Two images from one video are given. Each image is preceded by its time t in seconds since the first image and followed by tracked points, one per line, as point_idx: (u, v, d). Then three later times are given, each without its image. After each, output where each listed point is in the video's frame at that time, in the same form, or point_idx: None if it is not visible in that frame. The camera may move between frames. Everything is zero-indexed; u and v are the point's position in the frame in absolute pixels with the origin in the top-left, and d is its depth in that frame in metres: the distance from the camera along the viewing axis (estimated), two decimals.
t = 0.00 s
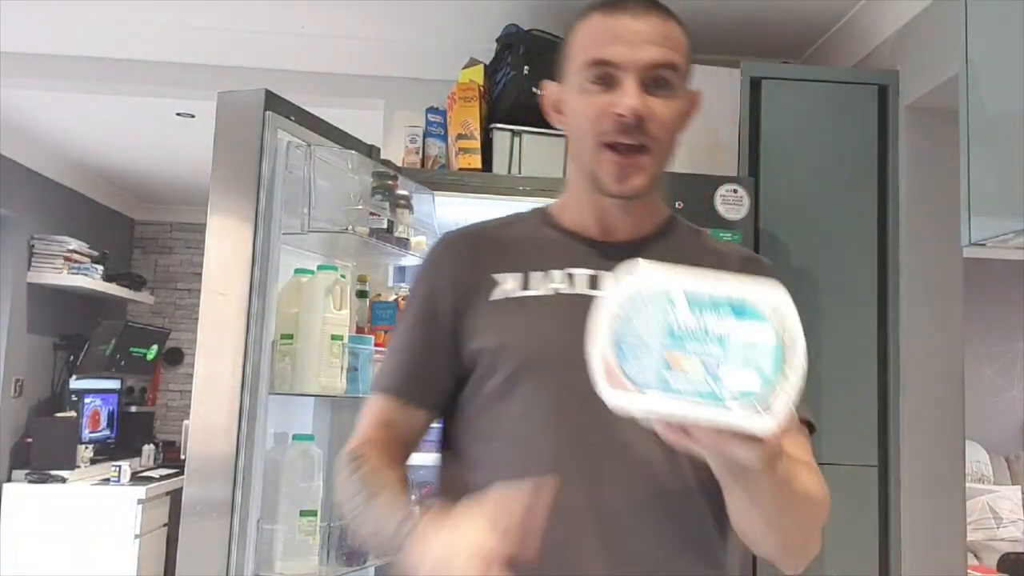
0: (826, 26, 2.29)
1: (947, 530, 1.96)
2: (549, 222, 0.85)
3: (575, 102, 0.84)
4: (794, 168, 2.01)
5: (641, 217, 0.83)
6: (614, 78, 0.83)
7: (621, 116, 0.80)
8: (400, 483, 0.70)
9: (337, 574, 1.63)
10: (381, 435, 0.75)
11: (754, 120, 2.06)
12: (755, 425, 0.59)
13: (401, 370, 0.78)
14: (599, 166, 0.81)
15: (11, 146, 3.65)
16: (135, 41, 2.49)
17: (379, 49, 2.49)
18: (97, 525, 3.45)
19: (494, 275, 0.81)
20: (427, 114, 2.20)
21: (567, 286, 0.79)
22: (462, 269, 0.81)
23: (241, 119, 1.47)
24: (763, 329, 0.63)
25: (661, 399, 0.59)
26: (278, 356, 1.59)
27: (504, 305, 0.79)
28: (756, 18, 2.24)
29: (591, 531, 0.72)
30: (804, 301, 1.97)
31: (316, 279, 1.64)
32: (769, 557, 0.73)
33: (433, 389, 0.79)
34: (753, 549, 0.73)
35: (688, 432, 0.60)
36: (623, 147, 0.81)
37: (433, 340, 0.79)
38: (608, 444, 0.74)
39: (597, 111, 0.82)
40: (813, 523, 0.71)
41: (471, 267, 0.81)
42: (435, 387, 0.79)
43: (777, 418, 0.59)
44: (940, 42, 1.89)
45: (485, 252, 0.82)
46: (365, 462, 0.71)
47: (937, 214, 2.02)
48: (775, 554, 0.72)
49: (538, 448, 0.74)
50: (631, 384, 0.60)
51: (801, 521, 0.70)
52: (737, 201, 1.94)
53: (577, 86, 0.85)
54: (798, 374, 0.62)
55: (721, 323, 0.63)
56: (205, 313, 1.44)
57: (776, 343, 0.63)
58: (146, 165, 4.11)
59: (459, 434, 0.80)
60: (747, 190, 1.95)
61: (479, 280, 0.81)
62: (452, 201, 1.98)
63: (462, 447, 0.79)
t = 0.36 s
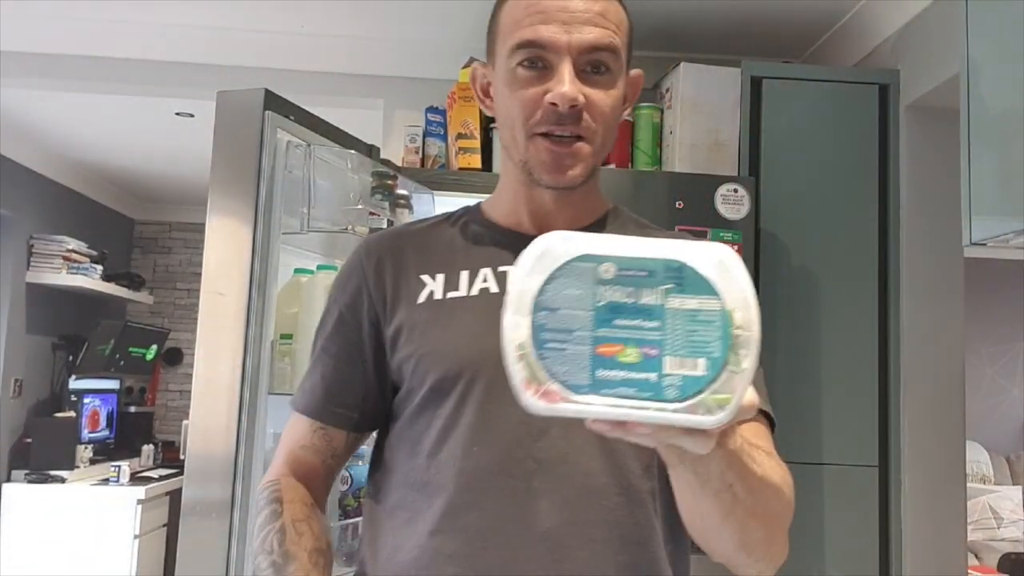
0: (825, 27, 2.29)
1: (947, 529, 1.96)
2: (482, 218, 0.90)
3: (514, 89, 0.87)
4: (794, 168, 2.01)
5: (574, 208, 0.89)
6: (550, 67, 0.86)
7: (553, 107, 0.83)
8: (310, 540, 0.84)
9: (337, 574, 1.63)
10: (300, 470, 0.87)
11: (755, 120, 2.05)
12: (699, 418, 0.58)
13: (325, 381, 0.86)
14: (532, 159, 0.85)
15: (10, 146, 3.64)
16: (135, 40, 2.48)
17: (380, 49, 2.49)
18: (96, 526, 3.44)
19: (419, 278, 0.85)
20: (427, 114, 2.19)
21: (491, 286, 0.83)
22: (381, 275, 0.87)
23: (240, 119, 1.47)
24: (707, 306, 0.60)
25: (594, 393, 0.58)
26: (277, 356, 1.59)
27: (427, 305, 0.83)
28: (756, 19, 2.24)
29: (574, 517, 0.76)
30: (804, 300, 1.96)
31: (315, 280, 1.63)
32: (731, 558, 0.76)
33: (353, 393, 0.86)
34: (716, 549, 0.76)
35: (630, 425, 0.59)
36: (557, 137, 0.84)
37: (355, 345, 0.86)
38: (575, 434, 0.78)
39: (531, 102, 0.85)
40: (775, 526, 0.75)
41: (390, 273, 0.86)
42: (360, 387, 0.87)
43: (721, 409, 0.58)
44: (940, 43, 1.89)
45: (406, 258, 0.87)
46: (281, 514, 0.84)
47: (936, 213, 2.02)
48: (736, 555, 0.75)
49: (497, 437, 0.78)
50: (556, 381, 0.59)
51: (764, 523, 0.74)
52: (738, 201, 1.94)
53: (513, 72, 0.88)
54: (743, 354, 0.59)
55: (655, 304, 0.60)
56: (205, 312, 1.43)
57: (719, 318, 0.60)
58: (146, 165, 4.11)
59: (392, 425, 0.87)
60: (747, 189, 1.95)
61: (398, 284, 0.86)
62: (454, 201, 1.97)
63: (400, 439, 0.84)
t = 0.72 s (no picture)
0: (825, 27, 2.29)
1: (947, 529, 1.96)
2: (466, 220, 0.91)
3: (495, 88, 0.87)
4: (794, 168, 2.01)
5: (557, 209, 0.90)
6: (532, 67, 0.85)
7: (535, 110, 0.83)
8: (305, 553, 0.79)
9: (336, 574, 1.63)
10: (290, 481, 0.84)
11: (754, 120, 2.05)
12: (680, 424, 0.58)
13: (310, 390, 0.85)
14: (514, 162, 0.86)
15: (10, 146, 3.64)
16: (135, 41, 2.48)
17: (379, 49, 2.49)
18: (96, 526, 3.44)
19: (404, 283, 0.86)
20: (427, 113, 2.19)
21: (478, 289, 0.84)
22: (366, 282, 0.87)
23: (240, 118, 1.47)
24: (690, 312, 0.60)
25: (576, 401, 0.58)
26: (278, 356, 1.58)
27: (413, 310, 0.84)
28: (755, 18, 2.24)
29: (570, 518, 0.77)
30: (804, 300, 1.96)
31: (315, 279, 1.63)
32: (719, 558, 0.77)
33: (340, 400, 0.85)
34: (705, 550, 0.77)
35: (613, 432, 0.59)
36: (539, 141, 0.84)
37: (341, 352, 0.86)
38: (568, 436, 0.79)
39: (513, 105, 0.85)
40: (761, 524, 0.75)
41: (374, 280, 0.86)
42: (348, 395, 0.86)
43: (703, 416, 0.58)
44: (940, 42, 1.89)
45: (390, 264, 0.87)
46: (273, 526, 0.79)
47: (935, 213, 2.02)
48: (724, 555, 0.76)
49: (490, 440, 0.78)
50: (539, 392, 0.59)
51: (751, 523, 0.74)
52: (738, 201, 1.94)
53: (495, 73, 0.88)
54: (726, 362, 0.60)
55: (637, 312, 0.60)
56: (205, 312, 1.43)
57: (701, 325, 0.60)
58: (146, 164, 4.11)
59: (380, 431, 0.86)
60: (748, 189, 1.95)
61: (382, 290, 0.86)
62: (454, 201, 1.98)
63: (391, 444, 0.84)
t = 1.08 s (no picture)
0: (825, 27, 2.29)
1: (947, 529, 1.96)
2: (468, 227, 0.91)
3: (492, 96, 0.88)
4: (794, 168, 2.01)
5: (556, 215, 0.90)
6: (529, 74, 0.86)
7: (533, 117, 0.83)
8: (321, 557, 0.79)
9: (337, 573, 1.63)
10: (302, 489, 0.84)
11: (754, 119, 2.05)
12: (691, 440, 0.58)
13: (317, 398, 0.85)
14: (513, 168, 0.85)
15: (10, 146, 3.64)
16: (135, 41, 2.48)
17: (379, 48, 2.49)
18: (96, 525, 3.44)
19: (407, 290, 0.86)
20: (427, 113, 2.19)
21: (482, 296, 0.84)
22: (369, 289, 0.86)
23: (240, 118, 1.47)
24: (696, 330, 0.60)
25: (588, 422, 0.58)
26: (278, 356, 1.59)
27: (417, 317, 0.84)
28: (756, 18, 2.24)
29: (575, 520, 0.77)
30: (804, 299, 1.96)
31: (315, 279, 1.63)
32: (720, 556, 0.77)
33: (347, 407, 0.85)
34: (706, 548, 0.77)
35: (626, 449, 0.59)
36: (537, 147, 0.84)
37: (347, 359, 0.85)
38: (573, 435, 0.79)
39: (512, 112, 0.85)
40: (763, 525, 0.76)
41: (378, 287, 0.86)
42: (355, 401, 0.86)
43: (713, 432, 0.58)
44: (940, 43, 1.89)
45: (394, 271, 0.87)
46: (288, 532, 0.80)
47: (935, 214, 2.02)
48: (724, 553, 0.76)
49: (497, 443, 0.78)
50: (552, 414, 0.59)
51: (753, 524, 0.75)
52: (738, 200, 1.94)
53: (494, 81, 0.88)
54: (732, 377, 0.60)
55: (644, 332, 0.60)
56: (205, 311, 1.43)
57: (707, 342, 0.60)
58: (146, 164, 4.11)
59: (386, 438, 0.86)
60: (748, 189, 1.95)
61: (386, 297, 0.86)
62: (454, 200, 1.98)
63: (396, 448, 0.84)
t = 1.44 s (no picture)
0: (826, 27, 2.29)
1: (947, 528, 1.96)
2: (507, 232, 0.91)
3: (523, 106, 0.90)
4: (795, 168, 2.00)
5: (592, 220, 0.90)
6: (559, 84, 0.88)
7: (563, 124, 0.85)
8: (381, 542, 0.84)
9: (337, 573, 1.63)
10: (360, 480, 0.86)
11: (754, 119, 2.05)
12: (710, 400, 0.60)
13: (371, 395, 0.86)
14: (544, 173, 0.87)
15: (10, 145, 3.64)
16: (135, 40, 2.48)
17: (379, 48, 2.49)
18: (96, 525, 3.45)
19: (454, 291, 0.86)
20: (427, 113, 2.19)
21: (525, 296, 0.85)
22: (418, 288, 0.87)
23: (241, 117, 1.47)
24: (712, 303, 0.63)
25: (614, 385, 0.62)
26: (278, 355, 1.59)
27: (464, 317, 0.85)
28: (757, 18, 2.24)
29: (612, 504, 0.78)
30: (805, 299, 1.96)
31: (315, 279, 1.64)
32: (758, 525, 0.79)
33: (399, 405, 0.86)
34: (743, 518, 0.79)
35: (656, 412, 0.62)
36: (568, 153, 0.86)
37: (397, 358, 0.86)
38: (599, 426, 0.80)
39: (541, 119, 0.87)
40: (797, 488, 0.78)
41: (427, 286, 0.87)
42: (405, 399, 0.86)
43: (731, 387, 0.60)
44: (941, 42, 1.89)
45: (440, 272, 0.88)
46: (352, 520, 0.84)
47: (936, 213, 2.02)
48: (762, 522, 0.78)
49: (539, 437, 0.80)
50: (584, 379, 0.63)
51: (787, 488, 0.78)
52: (738, 200, 1.94)
53: (524, 92, 0.91)
54: (747, 339, 0.62)
55: (664, 304, 0.64)
56: (204, 311, 1.43)
57: (721, 310, 0.63)
58: (146, 163, 4.11)
59: (432, 434, 0.87)
60: (748, 189, 1.95)
61: (435, 297, 0.87)
62: (453, 200, 1.98)
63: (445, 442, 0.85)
